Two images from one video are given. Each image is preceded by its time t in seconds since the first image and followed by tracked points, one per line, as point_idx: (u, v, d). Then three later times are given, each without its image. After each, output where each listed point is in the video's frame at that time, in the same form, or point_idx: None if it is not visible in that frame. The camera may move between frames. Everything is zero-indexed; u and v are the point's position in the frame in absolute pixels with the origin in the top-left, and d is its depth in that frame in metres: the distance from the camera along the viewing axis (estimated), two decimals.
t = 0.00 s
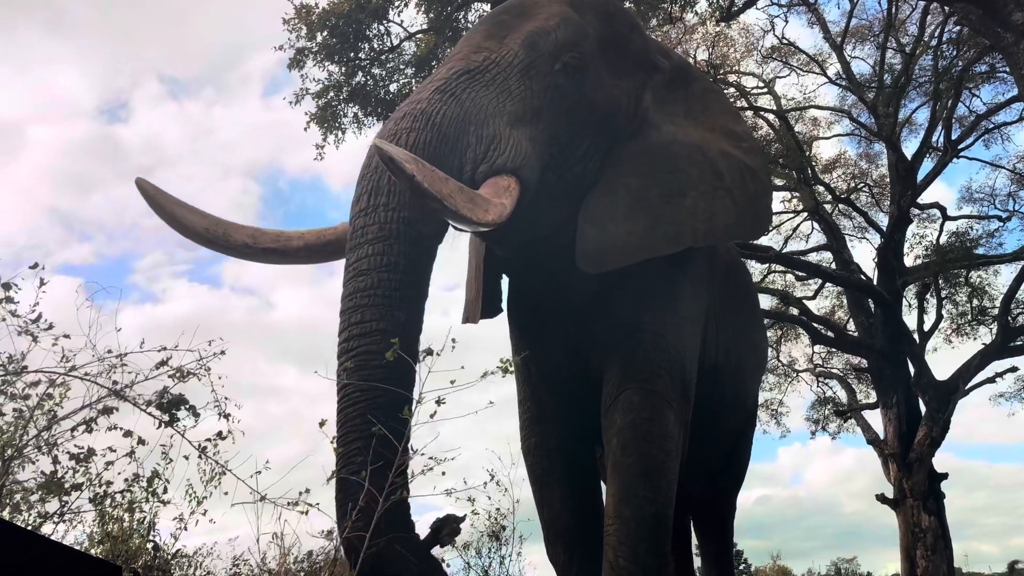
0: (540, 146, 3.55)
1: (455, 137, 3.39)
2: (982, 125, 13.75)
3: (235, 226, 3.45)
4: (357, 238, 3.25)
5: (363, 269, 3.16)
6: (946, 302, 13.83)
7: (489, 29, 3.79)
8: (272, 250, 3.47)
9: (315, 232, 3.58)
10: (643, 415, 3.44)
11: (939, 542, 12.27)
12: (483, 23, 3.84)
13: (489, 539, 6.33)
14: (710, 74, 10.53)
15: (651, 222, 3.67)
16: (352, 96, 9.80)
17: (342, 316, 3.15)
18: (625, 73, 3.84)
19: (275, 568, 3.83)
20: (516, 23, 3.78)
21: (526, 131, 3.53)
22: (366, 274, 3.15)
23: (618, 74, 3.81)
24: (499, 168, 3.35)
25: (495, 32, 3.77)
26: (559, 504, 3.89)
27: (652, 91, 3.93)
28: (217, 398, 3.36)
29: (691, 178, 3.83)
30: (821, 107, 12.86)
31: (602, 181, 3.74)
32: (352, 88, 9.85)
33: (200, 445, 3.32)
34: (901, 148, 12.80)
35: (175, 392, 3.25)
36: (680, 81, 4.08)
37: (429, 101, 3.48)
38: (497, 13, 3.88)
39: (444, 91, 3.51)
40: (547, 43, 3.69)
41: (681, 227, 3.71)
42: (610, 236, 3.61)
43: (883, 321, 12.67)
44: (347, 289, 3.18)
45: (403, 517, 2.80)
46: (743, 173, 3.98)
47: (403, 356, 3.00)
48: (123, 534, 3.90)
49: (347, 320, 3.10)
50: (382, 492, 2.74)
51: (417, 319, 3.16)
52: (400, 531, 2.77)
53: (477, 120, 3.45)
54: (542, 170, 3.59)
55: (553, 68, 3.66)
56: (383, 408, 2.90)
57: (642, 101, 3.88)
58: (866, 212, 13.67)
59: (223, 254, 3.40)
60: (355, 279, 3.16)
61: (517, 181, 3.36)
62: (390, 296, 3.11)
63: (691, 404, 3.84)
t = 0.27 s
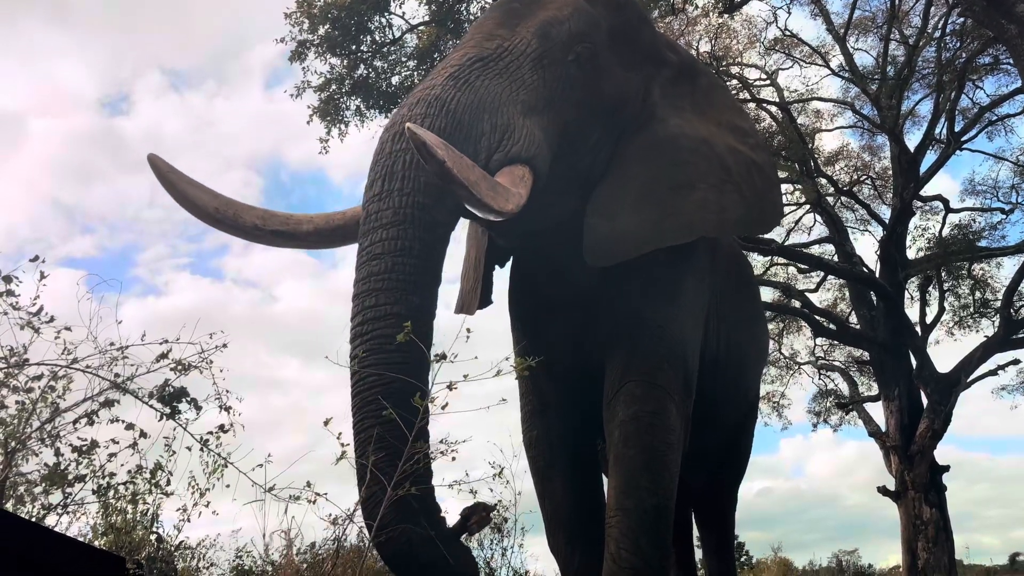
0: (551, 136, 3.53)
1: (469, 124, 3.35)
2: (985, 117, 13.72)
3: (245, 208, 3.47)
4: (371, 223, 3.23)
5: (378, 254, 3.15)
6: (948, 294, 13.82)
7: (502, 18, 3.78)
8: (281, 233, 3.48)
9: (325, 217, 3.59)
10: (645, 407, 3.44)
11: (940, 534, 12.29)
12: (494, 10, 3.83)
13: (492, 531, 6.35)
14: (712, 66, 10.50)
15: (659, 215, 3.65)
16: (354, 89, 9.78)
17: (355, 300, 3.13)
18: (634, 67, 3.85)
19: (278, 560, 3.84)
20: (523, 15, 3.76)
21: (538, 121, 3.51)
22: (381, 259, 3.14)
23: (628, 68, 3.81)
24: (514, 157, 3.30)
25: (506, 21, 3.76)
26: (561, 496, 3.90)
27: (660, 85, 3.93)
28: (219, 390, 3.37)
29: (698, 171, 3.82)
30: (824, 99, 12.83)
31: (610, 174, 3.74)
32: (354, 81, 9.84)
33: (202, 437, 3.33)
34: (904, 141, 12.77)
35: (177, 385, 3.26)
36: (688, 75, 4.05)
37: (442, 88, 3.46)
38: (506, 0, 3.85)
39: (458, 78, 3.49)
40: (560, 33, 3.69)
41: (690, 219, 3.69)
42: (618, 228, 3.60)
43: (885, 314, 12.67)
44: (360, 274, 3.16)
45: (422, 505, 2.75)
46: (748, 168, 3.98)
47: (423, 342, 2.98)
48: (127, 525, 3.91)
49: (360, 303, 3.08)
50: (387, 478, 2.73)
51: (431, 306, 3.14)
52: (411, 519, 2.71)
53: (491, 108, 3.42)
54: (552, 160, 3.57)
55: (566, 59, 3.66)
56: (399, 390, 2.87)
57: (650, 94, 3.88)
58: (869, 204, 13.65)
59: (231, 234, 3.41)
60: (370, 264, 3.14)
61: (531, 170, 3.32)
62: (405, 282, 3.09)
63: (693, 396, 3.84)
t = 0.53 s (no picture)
0: (562, 125, 3.53)
1: (485, 113, 3.34)
2: (986, 106, 13.69)
3: (256, 191, 3.48)
4: (386, 209, 3.22)
5: (393, 241, 3.14)
6: (948, 283, 13.82)
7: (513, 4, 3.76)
8: (291, 218, 3.49)
9: (333, 202, 3.59)
10: (646, 396, 3.45)
11: (938, 522, 12.34)
12: None
13: (492, 519, 6.36)
14: (713, 54, 10.46)
15: (665, 206, 3.64)
16: (354, 77, 9.76)
17: (367, 286, 3.11)
18: (642, 57, 3.84)
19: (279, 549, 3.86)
20: (528, 3, 3.75)
21: (550, 111, 3.51)
22: (396, 246, 3.12)
23: (637, 58, 3.81)
24: (528, 147, 3.29)
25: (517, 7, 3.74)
26: (560, 484, 3.91)
27: (665, 76, 3.92)
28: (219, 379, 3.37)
29: (703, 163, 3.81)
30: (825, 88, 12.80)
31: (617, 164, 3.74)
32: (354, 70, 9.81)
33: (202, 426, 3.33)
34: (904, 129, 12.75)
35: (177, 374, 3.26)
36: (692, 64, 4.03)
37: (456, 74, 3.44)
38: None
39: (471, 65, 3.47)
40: (572, 22, 3.68)
41: (695, 211, 3.69)
42: (625, 218, 3.60)
43: (885, 303, 12.68)
44: (374, 260, 3.15)
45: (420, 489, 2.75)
46: (751, 159, 3.96)
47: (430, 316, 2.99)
48: (128, 514, 3.93)
49: (373, 288, 3.07)
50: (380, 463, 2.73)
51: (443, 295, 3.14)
52: (407, 504, 2.72)
53: (505, 96, 3.41)
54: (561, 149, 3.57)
55: (577, 48, 3.65)
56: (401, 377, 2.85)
57: (656, 85, 3.87)
58: (869, 193, 13.64)
59: (241, 218, 3.43)
60: (385, 250, 3.13)
61: (543, 160, 3.31)
62: (420, 270, 3.09)
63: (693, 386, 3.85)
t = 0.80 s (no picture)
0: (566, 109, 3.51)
1: (492, 95, 3.31)
2: (981, 89, 13.67)
3: (260, 169, 3.49)
4: (393, 191, 3.20)
5: (402, 224, 3.13)
6: (941, 267, 13.85)
7: None
8: (295, 197, 3.50)
9: (337, 182, 3.59)
10: (641, 380, 3.46)
11: (930, 504, 12.42)
12: None
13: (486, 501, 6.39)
14: (709, 36, 10.41)
15: (662, 193, 3.64)
16: (347, 58, 9.72)
17: (375, 268, 3.11)
18: (647, 42, 3.82)
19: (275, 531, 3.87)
20: None
21: (556, 94, 3.49)
22: (405, 229, 3.12)
23: (643, 43, 3.79)
24: (536, 132, 3.27)
25: None
26: (555, 467, 3.91)
27: (668, 60, 3.90)
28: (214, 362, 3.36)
29: (702, 151, 3.81)
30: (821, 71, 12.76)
31: (619, 149, 3.72)
32: (348, 51, 9.77)
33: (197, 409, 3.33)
34: (900, 113, 12.74)
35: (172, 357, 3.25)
36: (691, 50, 4.01)
37: (463, 54, 3.41)
38: None
39: (478, 44, 3.44)
40: (580, 3, 3.65)
41: (691, 197, 3.70)
42: (627, 204, 3.60)
43: (879, 287, 12.71)
44: (381, 242, 3.14)
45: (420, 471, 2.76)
46: (745, 146, 3.96)
47: (439, 298, 2.97)
48: (124, 497, 3.93)
49: (381, 272, 3.07)
50: (381, 444, 2.73)
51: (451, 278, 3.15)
52: (407, 484, 2.72)
53: (512, 78, 3.38)
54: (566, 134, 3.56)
55: (585, 31, 3.63)
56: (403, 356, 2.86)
57: (659, 69, 3.85)
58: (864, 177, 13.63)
59: (245, 196, 3.45)
60: (393, 233, 3.12)
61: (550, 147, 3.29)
62: (428, 253, 3.08)
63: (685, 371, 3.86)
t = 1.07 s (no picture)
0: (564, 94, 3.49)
1: (492, 77, 3.29)
2: (971, 80, 13.69)
3: (256, 142, 3.48)
4: (393, 168, 3.18)
5: (402, 202, 3.11)
6: (929, 257, 13.91)
7: None
8: (289, 172, 3.49)
9: (331, 159, 3.58)
10: (632, 369, 3.46)
11: (915, 492, 12.52)
12: None
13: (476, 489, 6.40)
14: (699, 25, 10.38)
15: (656, 183, 3.64)
16: (337, 45, 9.67)
17: (375, 245, 3.10)
18: (643, 29, 3.79)
19: (264, 519, 3.86)
20: None
21: (554, 77, 3.46)
22: (404, 207, 3.09)
23: (640, 30, 3.76)
24: (535, 118, 3.26)
25: None
26: (545, 456, 3.92)
27: (665, 49, 3.87)
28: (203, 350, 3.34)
29: (695, 142, 3.80)
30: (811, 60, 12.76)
31: (615, 137, 3.71)
32: (337, 37, 9.71)
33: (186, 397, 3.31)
34: (889, 103, 12.75)
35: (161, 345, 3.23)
36: (687, 37, 3.97)
37: (466, 32, 3.39)
38: None
39: (480, 23, 3.41)
40: None
41: (684, 189, 3.70)
42: (621, 193, 3.59)
43: (867, 276, 12.75)
44: (381, 220, 3.13)
45: (414, 460, 2.79)
46: (736, 140, 3.96)
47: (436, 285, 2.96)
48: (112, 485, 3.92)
49: (381, 251, 3.05)
50: (377, 435, 2.79)
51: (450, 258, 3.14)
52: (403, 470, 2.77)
53: (511, 60, 3.35)
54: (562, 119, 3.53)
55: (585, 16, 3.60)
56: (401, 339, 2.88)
57: (656, 58, 3.83)
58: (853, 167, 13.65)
59: (239, 167, 3.43)
60: (393, 211, 3.10)
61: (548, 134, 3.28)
62: (427, 233, 3.06)
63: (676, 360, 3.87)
